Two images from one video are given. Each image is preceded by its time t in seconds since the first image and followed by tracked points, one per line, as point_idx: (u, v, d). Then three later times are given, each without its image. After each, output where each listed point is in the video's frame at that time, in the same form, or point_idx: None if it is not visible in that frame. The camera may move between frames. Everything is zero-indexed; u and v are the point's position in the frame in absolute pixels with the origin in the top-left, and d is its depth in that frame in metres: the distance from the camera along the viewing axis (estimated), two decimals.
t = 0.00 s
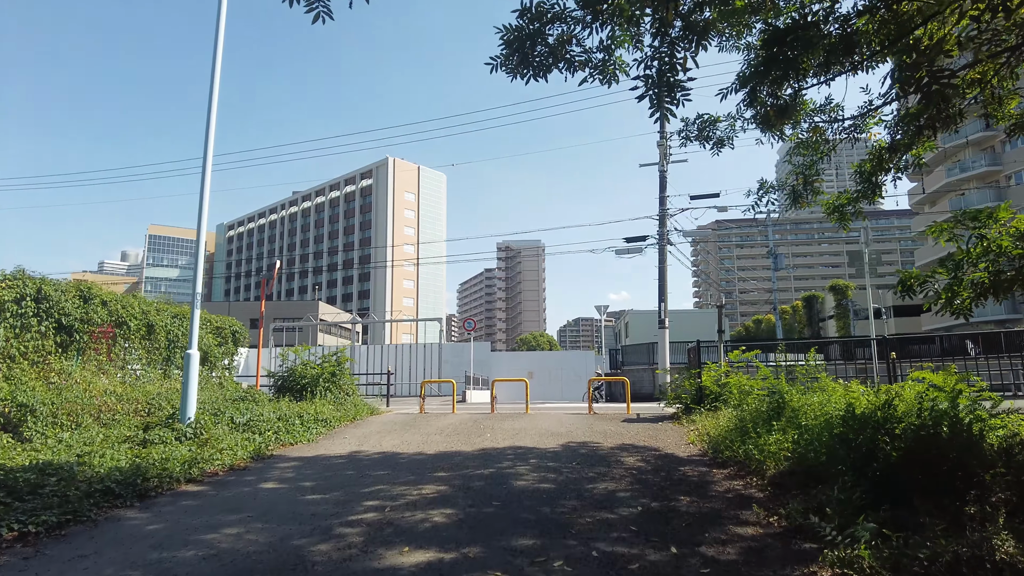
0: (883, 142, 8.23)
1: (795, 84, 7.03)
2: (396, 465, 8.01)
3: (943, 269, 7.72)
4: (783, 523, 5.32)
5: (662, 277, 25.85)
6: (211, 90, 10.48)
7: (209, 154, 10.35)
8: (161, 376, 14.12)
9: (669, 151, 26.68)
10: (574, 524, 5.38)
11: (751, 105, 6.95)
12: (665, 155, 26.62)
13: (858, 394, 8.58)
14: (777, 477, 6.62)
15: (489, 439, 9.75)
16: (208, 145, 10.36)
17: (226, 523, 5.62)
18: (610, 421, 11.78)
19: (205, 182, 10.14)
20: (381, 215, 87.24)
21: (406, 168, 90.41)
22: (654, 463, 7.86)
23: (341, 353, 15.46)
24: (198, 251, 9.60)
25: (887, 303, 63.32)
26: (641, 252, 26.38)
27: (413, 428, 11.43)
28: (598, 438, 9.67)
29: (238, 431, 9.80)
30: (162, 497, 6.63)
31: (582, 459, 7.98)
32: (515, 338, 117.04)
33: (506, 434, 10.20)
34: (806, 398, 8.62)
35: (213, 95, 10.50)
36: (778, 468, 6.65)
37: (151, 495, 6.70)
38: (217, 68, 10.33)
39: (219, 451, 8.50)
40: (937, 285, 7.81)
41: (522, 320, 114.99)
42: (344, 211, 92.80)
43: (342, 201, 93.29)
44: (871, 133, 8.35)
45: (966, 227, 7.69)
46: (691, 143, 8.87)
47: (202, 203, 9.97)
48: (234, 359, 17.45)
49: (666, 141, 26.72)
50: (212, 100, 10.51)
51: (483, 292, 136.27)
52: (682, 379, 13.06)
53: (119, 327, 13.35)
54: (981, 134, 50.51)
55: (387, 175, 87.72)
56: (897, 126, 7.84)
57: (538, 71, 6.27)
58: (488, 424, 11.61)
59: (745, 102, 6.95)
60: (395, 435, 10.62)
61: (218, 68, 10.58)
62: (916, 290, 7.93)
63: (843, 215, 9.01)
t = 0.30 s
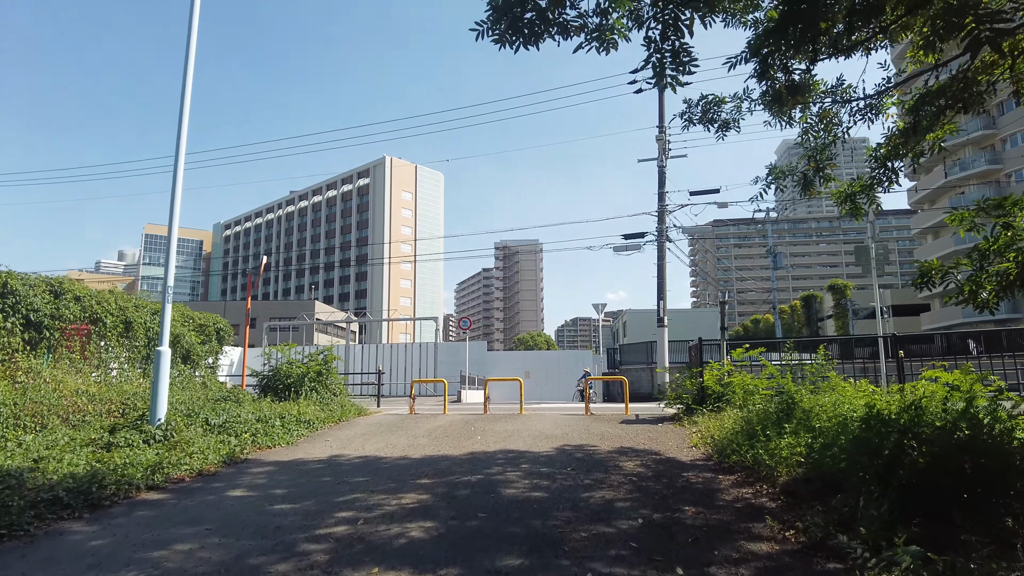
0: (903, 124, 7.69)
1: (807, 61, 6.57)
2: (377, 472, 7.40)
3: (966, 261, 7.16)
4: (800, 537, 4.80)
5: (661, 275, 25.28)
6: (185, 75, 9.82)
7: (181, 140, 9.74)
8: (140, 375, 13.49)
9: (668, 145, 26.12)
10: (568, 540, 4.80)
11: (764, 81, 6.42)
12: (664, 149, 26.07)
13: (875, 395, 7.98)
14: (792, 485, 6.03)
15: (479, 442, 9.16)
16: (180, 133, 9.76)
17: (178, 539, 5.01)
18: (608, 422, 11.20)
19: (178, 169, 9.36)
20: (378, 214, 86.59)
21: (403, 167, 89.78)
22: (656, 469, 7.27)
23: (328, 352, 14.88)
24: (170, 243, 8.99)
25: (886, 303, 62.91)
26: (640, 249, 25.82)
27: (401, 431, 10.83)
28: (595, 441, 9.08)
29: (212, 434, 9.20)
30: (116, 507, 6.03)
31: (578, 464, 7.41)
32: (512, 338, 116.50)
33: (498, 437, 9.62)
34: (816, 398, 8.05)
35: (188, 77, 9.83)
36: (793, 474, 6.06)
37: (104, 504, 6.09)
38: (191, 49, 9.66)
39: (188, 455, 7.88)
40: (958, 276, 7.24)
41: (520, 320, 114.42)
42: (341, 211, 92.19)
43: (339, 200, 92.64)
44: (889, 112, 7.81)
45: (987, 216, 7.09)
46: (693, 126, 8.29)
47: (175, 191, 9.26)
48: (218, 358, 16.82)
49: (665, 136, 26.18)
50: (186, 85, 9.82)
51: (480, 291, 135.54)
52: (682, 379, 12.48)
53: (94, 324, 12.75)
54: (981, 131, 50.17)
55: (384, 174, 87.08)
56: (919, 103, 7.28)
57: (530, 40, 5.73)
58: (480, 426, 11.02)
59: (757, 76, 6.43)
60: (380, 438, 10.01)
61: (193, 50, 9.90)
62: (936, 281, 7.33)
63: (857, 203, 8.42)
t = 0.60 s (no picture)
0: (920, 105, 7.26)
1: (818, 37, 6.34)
2: (353, 481, 6.85)
3: (989, 254, 6.62)
4: (824, 560, 4.28)
5: (655, 273, 24.81)
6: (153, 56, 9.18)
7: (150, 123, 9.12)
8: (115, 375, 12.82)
9: (663, 142, 25.67)
10: (562, 561, 4.26)
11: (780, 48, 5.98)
12: (659, 146, 25.61)
13: (888, 398, 7.46)
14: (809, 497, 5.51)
15: (466, 446, 8.62)
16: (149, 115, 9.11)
17: (122, 560, 4.45)
18: (600, 424, 10.70)
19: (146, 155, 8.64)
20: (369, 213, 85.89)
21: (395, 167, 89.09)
22: (656, 476, 6.76)
23: (310, 352, 14.33)
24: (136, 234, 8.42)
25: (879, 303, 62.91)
26: (634, 247, 25.37)
27: (384, 434, 10.25)
28: (588, 445, 8.57)
29: (181, 439, 8.57)
30: (61, 521, 5.44)
31: (571, 472, 6.88)
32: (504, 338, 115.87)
33: (487, 441, 9.09)
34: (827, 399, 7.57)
35: (156, 60, 9.21)
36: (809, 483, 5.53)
37: (48, 518, 5.50)
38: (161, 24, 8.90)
39: (151, 463, 7.27)
40: (979, 271, 6.70)
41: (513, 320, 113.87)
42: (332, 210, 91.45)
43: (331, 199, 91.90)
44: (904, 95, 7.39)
45: (1006, 207, 6.59)
46: (694, 110, 7.78)
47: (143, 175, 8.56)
48: (197, 358, 16.18)
49: (660, 132, 25.72)
50: (155, 67, 9.19)
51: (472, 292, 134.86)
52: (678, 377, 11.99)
53: (63, 321, 12.14)
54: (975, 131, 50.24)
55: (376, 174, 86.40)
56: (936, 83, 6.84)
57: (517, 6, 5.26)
58: (469, 429, 10.48)
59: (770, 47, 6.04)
60: (363, 442, 9.46)
61: (163, 30, 9.28)
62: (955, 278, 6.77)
63: (868, 192, 7.91)
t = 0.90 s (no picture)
0: (946, 77, 6.71)
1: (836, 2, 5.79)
2: (332, 486, 6.29)
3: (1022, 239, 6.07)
4: None
5: (651, 271, 24.38)
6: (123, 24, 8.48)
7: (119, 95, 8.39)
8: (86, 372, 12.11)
9: (658, 137, 25.25)
10: None
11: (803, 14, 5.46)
12: (654, 141, 25.19)
13: (907, 398, 6.97)
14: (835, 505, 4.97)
15: (456, 448, 8.07)
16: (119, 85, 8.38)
17: None
18: (597, 425, 10.17)
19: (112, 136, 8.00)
20: (361, 212, 85.15)
21: (387, 166, 88.41)
22: (662, 480, 6.24)
23: (294, 349, 13.75)
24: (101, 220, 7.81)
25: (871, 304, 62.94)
26: (628, 244, 24.91)
27: (370, 435, 9.69)
28: (586, 446, 8.03)
29: (150, 440, 7.92)
30: None
31: (569, 476, 6.35)
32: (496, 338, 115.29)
33: (478, 442, 8.56)
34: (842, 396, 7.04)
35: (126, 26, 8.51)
36: (835, 489, 4.99)
37: None
38: None
39: (112, 465, 6.65)
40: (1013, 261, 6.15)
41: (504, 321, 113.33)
42: (324, 209, 90.64)
43: (322, 198, 91.07)
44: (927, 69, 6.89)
45: None
46: (702, 89, 7.27)
47: (110, 157, 7.94)
48: (177, 356, 15.52)
49: (654, 127, 25.31)
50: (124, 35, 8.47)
51: (463, 292, 134.17)
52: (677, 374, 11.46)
53: (29, 316, 11.49)
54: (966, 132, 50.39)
55: (368, 173, 85.66)
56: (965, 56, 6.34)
57: None
58: (459, 429, 9.95)
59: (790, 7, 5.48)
60: (345, 443, 8.88)
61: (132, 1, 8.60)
62: (986, 267, 6.21)
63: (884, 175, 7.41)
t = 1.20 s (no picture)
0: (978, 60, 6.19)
1: None
2: (307, 504, 5.72)
3: None
4: None
5: (649, 270, 23.84)
6: None
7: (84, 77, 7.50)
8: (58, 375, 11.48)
9: (657, 134, 24.73)
10: None
11: None
12: (652, 138, 24.67)
13: (934, 404, 6.44)
14: (866, 530, 4.44)
15: (445, 459, 7.51)
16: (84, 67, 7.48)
17: None
18: (596, 432, 9.64)
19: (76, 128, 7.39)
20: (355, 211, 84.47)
21: (382, 165, 87.69)
22: (669, 497, 5.71)
23: (278, 350, 13.20)
24: (62, 217, 7.16)
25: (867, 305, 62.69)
26: (626, 243, 24.38)
27: (355, 442, 9.13)
28: (584, 457, 7.49)
29: (115, 450, 7.32)
30: None
31: (568, 493, 5.81)
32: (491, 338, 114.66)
33: (468, 452, 8.00)
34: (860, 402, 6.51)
35: None
36: (865, 510, 4.47)
37: None
38: None
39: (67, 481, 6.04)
40: None
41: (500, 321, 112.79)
42: (318, 208, 89.89)
43: (317, 197, 90.30)
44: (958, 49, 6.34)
45: None
46: (713, 72, 6.76)
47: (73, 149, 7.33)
48: (158, 357, 14.88)
49: (654, 123, 24.76)
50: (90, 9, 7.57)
51: (459, 292, 133.51)
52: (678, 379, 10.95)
53: None
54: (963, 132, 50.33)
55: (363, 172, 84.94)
56: (1001, 36, 5.79)
57: None
58: (450, 437, 9.40)
59: None
60: (328, 452, 8.31)
61: None
62: None
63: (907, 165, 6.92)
